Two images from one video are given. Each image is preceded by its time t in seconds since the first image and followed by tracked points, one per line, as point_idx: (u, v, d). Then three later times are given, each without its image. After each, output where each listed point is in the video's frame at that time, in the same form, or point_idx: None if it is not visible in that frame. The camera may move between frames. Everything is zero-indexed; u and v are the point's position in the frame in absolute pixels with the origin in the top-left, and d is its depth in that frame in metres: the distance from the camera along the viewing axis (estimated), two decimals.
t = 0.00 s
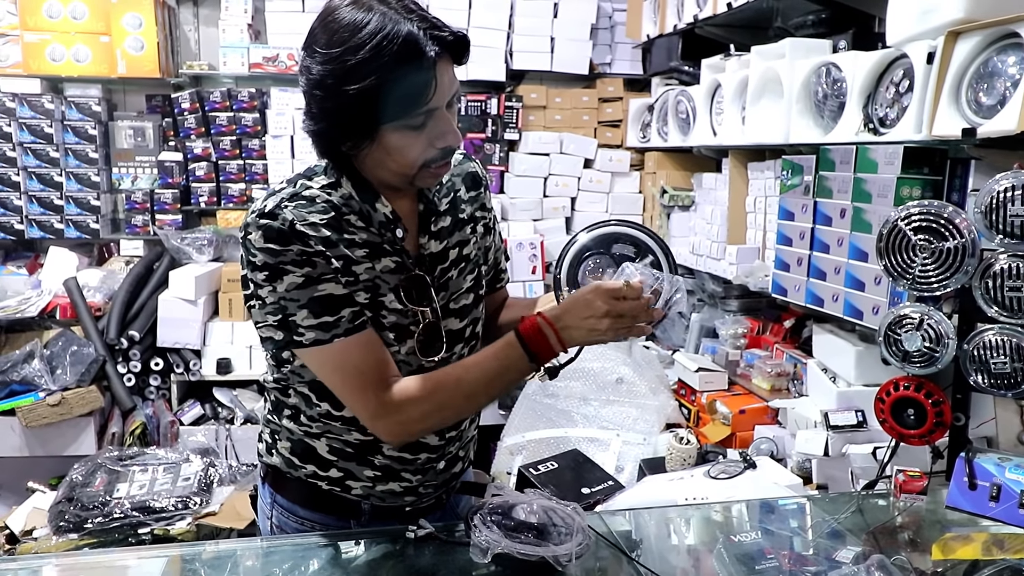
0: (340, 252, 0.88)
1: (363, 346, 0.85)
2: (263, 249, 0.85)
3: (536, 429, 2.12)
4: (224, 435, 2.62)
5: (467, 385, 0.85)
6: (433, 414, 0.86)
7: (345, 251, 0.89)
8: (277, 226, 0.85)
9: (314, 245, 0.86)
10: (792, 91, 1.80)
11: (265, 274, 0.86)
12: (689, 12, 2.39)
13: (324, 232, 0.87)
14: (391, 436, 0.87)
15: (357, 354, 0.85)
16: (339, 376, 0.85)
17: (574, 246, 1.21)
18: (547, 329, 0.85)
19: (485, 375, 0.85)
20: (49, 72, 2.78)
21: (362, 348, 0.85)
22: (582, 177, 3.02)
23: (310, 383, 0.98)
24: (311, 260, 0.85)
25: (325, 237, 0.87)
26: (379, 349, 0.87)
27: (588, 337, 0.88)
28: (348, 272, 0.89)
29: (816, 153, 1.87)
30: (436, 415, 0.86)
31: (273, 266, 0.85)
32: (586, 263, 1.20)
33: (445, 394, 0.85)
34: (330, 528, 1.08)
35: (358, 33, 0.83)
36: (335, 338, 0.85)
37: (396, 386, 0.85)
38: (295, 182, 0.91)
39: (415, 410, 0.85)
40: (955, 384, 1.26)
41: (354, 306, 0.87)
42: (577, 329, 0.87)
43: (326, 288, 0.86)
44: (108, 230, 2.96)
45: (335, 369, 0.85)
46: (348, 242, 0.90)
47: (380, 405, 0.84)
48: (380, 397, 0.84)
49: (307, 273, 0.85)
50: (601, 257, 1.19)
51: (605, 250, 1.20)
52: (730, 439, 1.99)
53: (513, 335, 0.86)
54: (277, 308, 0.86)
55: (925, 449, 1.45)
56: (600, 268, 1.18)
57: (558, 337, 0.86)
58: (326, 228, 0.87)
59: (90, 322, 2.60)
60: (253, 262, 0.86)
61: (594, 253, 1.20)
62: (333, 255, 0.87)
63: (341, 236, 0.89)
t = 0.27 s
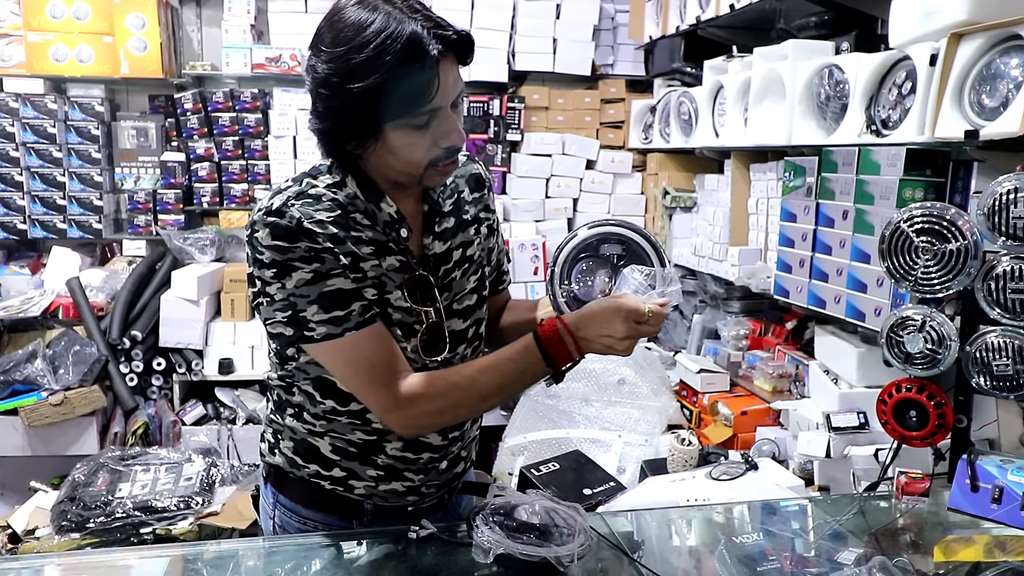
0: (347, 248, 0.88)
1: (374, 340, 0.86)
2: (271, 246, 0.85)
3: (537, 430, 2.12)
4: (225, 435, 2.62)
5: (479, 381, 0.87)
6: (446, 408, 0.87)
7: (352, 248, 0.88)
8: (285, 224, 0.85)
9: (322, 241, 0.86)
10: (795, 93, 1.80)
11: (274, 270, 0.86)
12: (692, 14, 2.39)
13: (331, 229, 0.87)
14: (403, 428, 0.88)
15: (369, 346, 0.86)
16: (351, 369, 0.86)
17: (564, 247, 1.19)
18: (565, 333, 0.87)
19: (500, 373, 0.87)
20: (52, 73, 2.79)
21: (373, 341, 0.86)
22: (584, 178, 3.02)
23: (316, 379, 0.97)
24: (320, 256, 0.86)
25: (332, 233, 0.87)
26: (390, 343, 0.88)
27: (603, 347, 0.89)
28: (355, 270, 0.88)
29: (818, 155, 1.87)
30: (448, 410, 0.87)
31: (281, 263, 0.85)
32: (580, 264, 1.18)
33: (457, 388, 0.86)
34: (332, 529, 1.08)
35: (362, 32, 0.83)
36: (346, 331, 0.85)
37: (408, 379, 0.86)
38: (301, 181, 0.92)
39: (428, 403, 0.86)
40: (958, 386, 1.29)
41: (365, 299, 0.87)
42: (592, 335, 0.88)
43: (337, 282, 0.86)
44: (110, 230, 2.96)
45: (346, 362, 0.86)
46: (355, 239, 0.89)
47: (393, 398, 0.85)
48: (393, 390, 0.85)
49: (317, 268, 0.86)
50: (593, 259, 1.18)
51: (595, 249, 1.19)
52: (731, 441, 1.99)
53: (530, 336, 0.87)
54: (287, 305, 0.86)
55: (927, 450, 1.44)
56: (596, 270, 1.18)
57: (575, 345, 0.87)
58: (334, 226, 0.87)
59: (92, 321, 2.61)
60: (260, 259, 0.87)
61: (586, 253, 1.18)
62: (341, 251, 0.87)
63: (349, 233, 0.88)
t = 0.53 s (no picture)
0: (354, 243, 0.88)
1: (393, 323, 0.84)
2: (277, 240, 0.85)
3: (539, 431, 2.12)
4: (228, 435, 2.62)
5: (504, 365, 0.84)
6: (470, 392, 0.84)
7: (358, 243, 0.88)
8: (290, 218, 0.86)
9: (329, 233, 0.86)
10: (798, 94, 1.80)
11: (280, 264, 0.86)
12: (695, 14, 2.38)
13: (338, 224, 0.87)
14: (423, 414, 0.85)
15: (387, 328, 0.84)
16: (368, 350, 0.84)
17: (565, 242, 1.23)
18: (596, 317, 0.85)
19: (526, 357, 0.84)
20: (56, 72, 2.79)
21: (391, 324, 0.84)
22: (587, 179, 3.02)
23: (322, 374, 0.97)
24: (326, 248, 0.85)
25: (339, 228, 0.87)
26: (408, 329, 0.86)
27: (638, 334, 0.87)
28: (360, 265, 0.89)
29: (822, 156, 1.87)
30: (472, 393, 0.84)
31: (287, 257, 0.85)
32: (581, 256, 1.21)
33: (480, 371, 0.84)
34: (335, 527, 1.08)
35: (363, 30, 0.83)
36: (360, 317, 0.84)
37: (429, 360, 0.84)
38: (306, 180, 0.92)
39: (450, 385, 0.83)
40: (960, 388, 1.26)
41: (374, 288, 0.87)
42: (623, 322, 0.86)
43: (345, 271, 0.85)
44: (113, 230, 2.96)
45: (364, 344, 0.84)
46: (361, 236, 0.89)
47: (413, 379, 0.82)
48: (412, 371, 0.83)
49: (325, 258, 0.85)
50: (595, 250, 1.21)
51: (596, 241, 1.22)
52: (733, 442, 1.99)
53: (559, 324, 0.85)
54: (296, 297, 0.86)
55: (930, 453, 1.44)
56: (597, 260, 1.21)
57: (609, 331, 0.85)
58: (340, 221, 0.88)
59: (95, 321, 2.61)
60: (265, 255, 0.87)
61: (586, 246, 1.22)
62: (348, 245, 0.87)
63: (355, 229, 0.89)
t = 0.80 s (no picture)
0: (360, 238, 0.88)
1: (405, 314, 0.85)
2: (284, 234, 0.85)
3: (541, 430, 2.12)
4: (229, 434, 2.62)
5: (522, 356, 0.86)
6: (486, 383, 0.86)
7: (364, 238, 0.88)
8: (295, 212, 0.86)
9: (336, 226, 0.86)
10: (801, 94, 1.80)
11: (286, 257, 0.86)
12: (698, 15, 2.38)
13: (344, 217, 0.87)
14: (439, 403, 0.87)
15: (398, 318, 0.84)
16: (382, 343, 0.84)
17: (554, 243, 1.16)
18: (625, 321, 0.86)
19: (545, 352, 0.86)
20: (58, 71, 2.79)
21: (404, 315, 0.84)
22: (588, 179, 3.02)
23: (327, 369, 0.97)
24: (332, 240, 0.86)
25: (346, 221, 0.87)
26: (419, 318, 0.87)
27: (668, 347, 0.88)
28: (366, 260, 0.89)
29: (824, 157, 1.87)
30: (489, 385, 0.86)
31: (294, 250, 0.85)
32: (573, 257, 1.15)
33: (498, 363, 0.85)
34: (338, 526, 1.09)
35: (366, 27, 0.83)
36: (368, 305, 0.84)
37: (445, 351, 0.85)
38: (311, 177, 0.92)
39: (471, 374, 0.85)
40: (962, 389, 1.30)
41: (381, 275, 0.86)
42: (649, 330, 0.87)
43: (352, 260, 0.86)
44: (115, 229, 2.96)
45: (377, 337, 0.84)
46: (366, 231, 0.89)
47: (432, 370, 0.84)
48: (430, 362, 0.84)
49: (333, 249, 0.86)
50: (586, 250, 1.15)
51: (587, 240, 1.16)
52: (734, 442, 1.99)
53: (589, 324, 0.86)
54: (304, 289, 0.86)
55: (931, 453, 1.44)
56: (590, 261, 1.15)
57: (638, 339, 0.86)
58: (347, 215, 0.87)
59: (97, 320, 2.61)
60: (271, 249, 0.87)
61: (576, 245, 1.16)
62: (354, 239, 0.87)
63: (361, 224, 0.88)
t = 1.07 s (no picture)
0: (365, 236, 0.88)
1: (393, 319, 0.81)
2: (285, 228, 0.85)
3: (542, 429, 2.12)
4: (231, 432, 2.62)
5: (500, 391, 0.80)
6: (457, 411, 0.79)
7: (369, 236, 0.88)
8: (299, 207, 0.86)
9: (339, 223, 0.86)
10: (803, 93, 1.80)
11: (285, 252, 0.85)
12: (700, 13, 2.38)
13: (349, 216, 0.87)
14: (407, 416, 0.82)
15: (382, 320, 0.81)
16: (363, 343, 0.80)
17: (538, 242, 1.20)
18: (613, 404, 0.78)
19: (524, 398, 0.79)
20: (60, 69, 2.79)
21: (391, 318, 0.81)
22: (590, 178, 3.02)
23: (335, 367, 0.98)
24: (333, 235, 0.85)
25: (350, 220, 0.87)
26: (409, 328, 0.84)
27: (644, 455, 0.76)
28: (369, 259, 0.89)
29: (827, 155, 1.86)
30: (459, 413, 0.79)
31: (292, 245, 0.85)
32: (561, 250, 1.18)
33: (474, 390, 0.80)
34: (344, 524, 1.09)
35: (383, 23, 0.83)
36: (351, 305, 0.81)
37: (427, 366, 0.80)
38: (317, 174, 0.92)
39: (439, 402, 0.79)
40: (965, 388, 1.30)
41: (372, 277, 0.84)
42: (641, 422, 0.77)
43: (348, 258, 0.84)
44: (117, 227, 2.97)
45: (361, 336, 0.80)
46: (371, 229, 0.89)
47: (403, 381, 0.79)
48: (404, 370, 0.79)
49: (330, 246, 0.85)
50: (570, 242, 1.19)
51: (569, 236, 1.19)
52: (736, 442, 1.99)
53: (578, 399, 0.79)
54: (297, 286, 0.85)
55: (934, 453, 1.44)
56: (577, 249, 1.17)
57: (618, 432, 0.77)
58: (351, 213, 0.87)
59: (98, 317, 2.61)
60: (272, 243, 0.87)
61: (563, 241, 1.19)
62: (358, 237, 0.87)
63: (365, 222, 0.88)
